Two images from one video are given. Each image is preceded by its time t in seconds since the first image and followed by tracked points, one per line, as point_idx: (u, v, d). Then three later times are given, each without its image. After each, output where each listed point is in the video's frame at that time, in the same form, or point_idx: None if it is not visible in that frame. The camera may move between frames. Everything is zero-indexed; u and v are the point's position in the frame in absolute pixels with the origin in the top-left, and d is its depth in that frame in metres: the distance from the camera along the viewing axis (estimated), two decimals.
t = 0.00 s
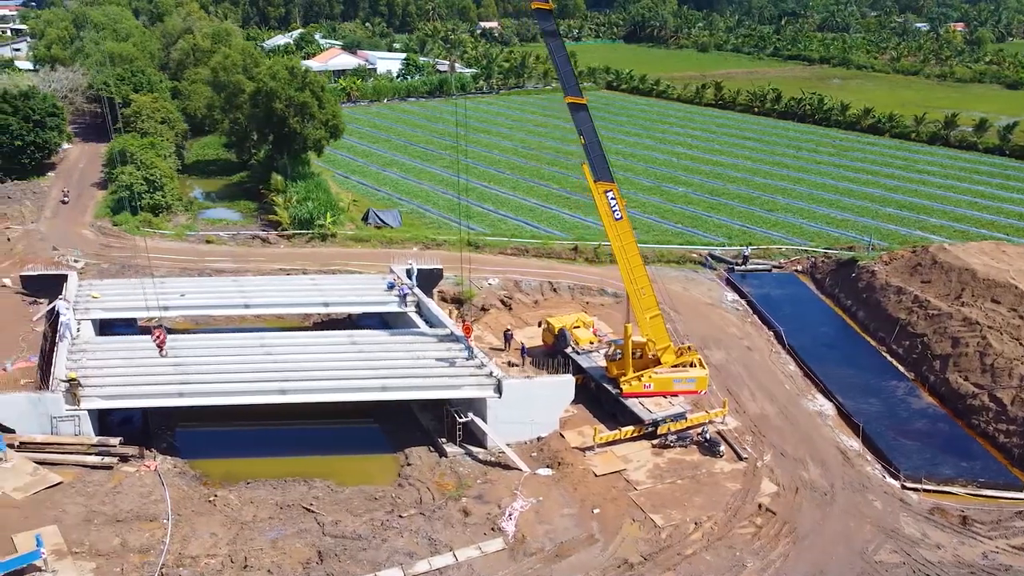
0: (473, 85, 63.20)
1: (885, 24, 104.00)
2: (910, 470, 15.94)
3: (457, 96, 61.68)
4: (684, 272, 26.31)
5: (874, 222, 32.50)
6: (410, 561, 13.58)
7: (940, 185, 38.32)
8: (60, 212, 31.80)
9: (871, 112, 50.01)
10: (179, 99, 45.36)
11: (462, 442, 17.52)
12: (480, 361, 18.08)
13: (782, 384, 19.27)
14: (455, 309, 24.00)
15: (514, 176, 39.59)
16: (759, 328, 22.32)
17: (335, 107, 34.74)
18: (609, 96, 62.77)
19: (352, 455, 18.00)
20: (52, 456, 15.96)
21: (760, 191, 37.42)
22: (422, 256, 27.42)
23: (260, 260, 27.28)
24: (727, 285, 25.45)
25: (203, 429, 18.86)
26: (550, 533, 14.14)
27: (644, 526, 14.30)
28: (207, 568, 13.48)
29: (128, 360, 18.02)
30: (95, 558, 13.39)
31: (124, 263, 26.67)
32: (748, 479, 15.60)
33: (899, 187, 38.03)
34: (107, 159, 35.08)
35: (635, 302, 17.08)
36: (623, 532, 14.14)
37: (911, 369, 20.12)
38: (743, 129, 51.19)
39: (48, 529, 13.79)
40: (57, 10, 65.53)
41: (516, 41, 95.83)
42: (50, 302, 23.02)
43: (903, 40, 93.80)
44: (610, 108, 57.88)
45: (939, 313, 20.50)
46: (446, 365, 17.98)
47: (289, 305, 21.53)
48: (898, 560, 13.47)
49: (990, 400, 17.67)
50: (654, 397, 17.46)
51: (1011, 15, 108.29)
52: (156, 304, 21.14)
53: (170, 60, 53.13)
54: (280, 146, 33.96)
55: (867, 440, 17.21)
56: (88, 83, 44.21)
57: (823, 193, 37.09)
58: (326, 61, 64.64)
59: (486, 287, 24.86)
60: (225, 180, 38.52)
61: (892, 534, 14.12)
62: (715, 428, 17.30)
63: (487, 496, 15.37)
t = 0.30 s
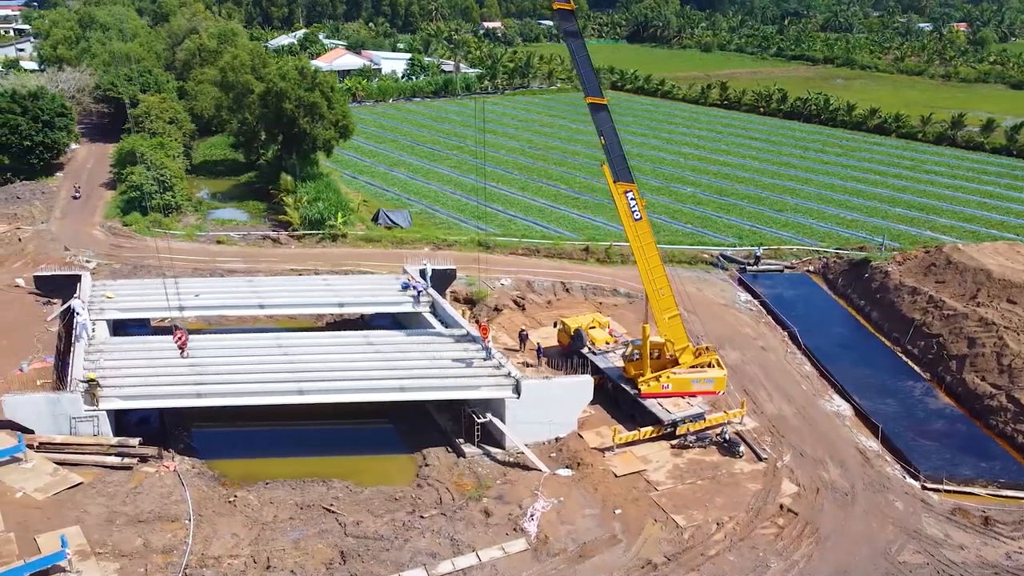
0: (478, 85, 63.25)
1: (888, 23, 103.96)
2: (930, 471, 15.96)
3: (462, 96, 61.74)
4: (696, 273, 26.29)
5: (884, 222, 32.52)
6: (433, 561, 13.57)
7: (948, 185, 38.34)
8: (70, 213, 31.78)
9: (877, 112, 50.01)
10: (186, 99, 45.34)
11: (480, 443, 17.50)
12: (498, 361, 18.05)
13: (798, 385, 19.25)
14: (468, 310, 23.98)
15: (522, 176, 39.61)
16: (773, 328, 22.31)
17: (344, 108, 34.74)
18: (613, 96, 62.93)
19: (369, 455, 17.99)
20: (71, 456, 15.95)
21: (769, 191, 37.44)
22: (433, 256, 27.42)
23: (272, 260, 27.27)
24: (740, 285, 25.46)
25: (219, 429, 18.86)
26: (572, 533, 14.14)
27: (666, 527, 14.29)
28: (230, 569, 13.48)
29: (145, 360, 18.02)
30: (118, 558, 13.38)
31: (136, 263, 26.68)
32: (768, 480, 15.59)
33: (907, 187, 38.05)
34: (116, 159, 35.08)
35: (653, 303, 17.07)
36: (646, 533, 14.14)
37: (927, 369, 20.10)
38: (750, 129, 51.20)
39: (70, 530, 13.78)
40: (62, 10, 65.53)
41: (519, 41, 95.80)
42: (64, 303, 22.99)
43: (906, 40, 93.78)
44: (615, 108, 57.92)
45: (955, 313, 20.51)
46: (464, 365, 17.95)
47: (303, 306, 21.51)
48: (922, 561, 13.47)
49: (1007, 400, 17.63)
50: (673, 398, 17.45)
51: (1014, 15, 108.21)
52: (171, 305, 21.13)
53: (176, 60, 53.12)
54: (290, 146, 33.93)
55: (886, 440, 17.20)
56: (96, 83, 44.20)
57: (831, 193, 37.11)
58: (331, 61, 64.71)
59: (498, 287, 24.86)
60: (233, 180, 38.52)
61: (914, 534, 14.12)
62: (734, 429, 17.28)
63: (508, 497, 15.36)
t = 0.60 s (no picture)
0: (483, 85, 63.31)
1: (891, 24, 103.97)
2: (951, 471, 15.95)
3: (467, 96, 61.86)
4: (709, 273, 26.27)
5: (894, 222, 32.52)
6: (457, 562, 13.57)
7: (957, 186, 38.36)
8: (80, 213, 31.78)
9: (884, 113, 50.00)
10: (193, 100, 45.34)
11: (499, 444, 17.49)
12: (516, 362, 18.03)
13: (815, 385, 19.25)
14: (481, 310, 23.95)
15: (530, 176, 39.63)
16: (788, 329, 22.31)
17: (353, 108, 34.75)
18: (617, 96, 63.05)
19: (387, 456, 17.98)
20: (91, 457, 15.96)
21: (778, 191, 37.45)
22: (445, 256, 27.40)
23: (283, 260, 27.26)
24: (752, 285, 25.45)
25: (236, 430, 18.85)
26: (595, 534, 14.14)
27: (689, 528, 14.28)
28: (254, 569, 13.47)
29: (163, 361, 18.02)
30: (142, 559, 13.38)
31: (149, 263, 26.67)
32: (789, 480, 15.57)
33: (915, 187, 38.06)
34: (125, 159, 35.08)
35: (671, 304, 17.05)
36: (668, 534, 14.13)
37: (943, 369, 20.07)
38: (756, 129, 51.22)
39: (94, 530, 13.77)
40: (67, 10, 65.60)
41: (522, 41, 95.79)
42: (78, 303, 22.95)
43: (910, 40, 93.70)
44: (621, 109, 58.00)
45: (971, 314, 20.51)
46: (482, 366, 17.93)
47: (318, 306, 21.49)
48: (946, 561, 13.46)
49: None
50: (691, 398, 17.43)
51: (1017, 15, 108.11)
52: (186, 306, 21.11)
53: (182, 60, 53.08)
54: (299, 146, 33.91)
55: (905, 441, 17.18)
56: (103, 83, 44.18)
57: (840, 193, 37.11)
58: (336, 62, 64.74)
59: (511, 288, 24.84)
60: (241, 180, 38.50)
61: (938, 535, 14.11)
62: (753, 430, 17.27)
63: (529, 497, 15.35)
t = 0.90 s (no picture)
0: (489, 85, 63.34)
1: (894, 24, 104.04)
2: (972, 472, 15.96)
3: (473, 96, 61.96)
4: (721, 273, 26.25)
5: (904, 223, 32.53)
6: (481, 563, 13.56)
7: (965, 186, 38.37)
8: (90, 213, 31.81)
9: (890, 113, 50.02)
10: (200, 100, 45.37)
11: (517, 444, 17.49)
12: (535, 363, 18.00)
13: (832, 386, 19.25)
14: (495, 311, 23.93)
15: (537, 176, 39.65)
16: (802, 330, 22.30)
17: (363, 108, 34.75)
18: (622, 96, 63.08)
19: (405, 456, 17.97)
20: (112, 457, 15.95)
21: (786, 192, 37.47)
22: (457, 256, 27.39)
23: (295, 260, 27.25)
24: (766, 286, 25.46)
25: (253, 431, 18.84)
26: (618, 535, 14.14)
27: (712, 529, 14.28)
28: (278, 570, 13.47)
29: (181, 361, 18.02)
30: (166, 560, 13.37)
31: (161, 264, 26.66)
32: (810, 481, 15.57)
33: (924, 188, 38.08)
34: (135, 159, 35.09)
35: (690, 304, 17.05)
36: (692, 535, 14.13)
37: (960, 370, 20.06)
38: (762, 129, 51.25)
39: (117, 531, 13.74)
40: (73, 10, 65.70)
41: (525, 41, 95.80)
42: (92, 304, 22.94)
43: (914, 40, 93.71)
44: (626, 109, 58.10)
45: (987, 314, 20.51)
46: (501, 366, 17.91)
47: (333, 307, 21.48)
48: (970, 562, 13.46)
49: None
50: (711, 399, 17.42)
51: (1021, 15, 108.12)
52: (201, 306, 21.12)
53: (188, 60, 53.06)
54: (309, 147, 33.86)
55: (925, 442, 17.18)
56: (110, 84, 44.20)
57: (849, 194, 37.13)
58: (341, 62, 64.86)
59: (524, 288, 24.84)
60: (250, 180, 38.51)
61: (961, 536, 14.11)
62: (772, 430, 17.26)
63: (551, 498, 15.34)
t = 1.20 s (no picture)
0: (494, 85, 63.35)
1: (897, 24, 104.06)
2: (993, 473, 15.95)
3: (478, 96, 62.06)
4: (734, 274, 26.24)
5: (915, 223, 32.52)
6: (505, 563, 13.56)
7: (974, 186, 38.37)
8: (100, 213, 31.84)
9: (897, 113, 50.03)
10: (207, 101, 45.39)
11: (536, 445, 17.49)
12: (554, 363, 17.98)
13: (850, 387, 19.25)
14: (508, 312, 23.90)
15: (546, 176, 39.64)
16: (817, 330, 22.30)
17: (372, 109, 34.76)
18: (628, 97, 63.06)
19: (423, 457, 17.96)
20: (132, 458, 15.95)
21: (795, 192, 37.47)
22: (469, 257, 27.37)
23: (307, 261, 27.24)
24: (778, 286, 25.46)
25: (270, 432, 18.85)
26: (642, 536, 14.13)
27: (735, 530, 14.28)
28: (302, 571, 13.46)
29: (200, 362, 18.03)
30: (191, 561, 13.36)
31: (173, 264, 26.65)
32: (832, 481, 15.58)
33: (933, 188, 38.07)
34: (144, 160, 35.10)
35: (710, 305, 17.05)
36: (715, 536, 14.11)
37: (977, 371, 20.04)
38: (769, 129, 51.25)
39: (140, 532, 13.73)
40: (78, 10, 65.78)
41: (529, 42, 95.80)
42: (106, 304, 22.94)
43: (917, 40, 93.67)
44: (632, 109, 58.16)
45: (1003, 315, 20.50)
46: (519, 367, 17.90)
47: (349, 308, 21.48)
48: (995, 563, 13.46)
49: None
50: (730, 400, 17.39)
51: None
52: (217, 306, 21.15)
53: (194, 60, 53.06)
54: (318, 147, 33.82)
55: (944, 442, 17.16)
56: (118, 84, 44.20)
57: (858, 194, 37.12)
58: (347, 62, 64.97)
59: (538, 289, 24.83)
60: (258, 181, 38.52)
61: (984, 537, 14.10)
62: (791, 431, 17.26)
63: (573, 499, 15.34)
